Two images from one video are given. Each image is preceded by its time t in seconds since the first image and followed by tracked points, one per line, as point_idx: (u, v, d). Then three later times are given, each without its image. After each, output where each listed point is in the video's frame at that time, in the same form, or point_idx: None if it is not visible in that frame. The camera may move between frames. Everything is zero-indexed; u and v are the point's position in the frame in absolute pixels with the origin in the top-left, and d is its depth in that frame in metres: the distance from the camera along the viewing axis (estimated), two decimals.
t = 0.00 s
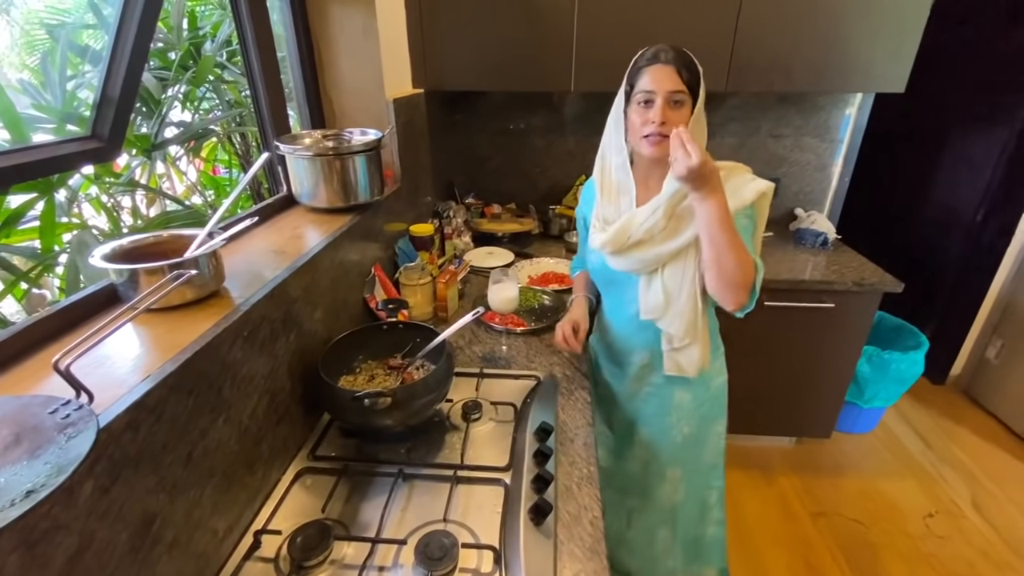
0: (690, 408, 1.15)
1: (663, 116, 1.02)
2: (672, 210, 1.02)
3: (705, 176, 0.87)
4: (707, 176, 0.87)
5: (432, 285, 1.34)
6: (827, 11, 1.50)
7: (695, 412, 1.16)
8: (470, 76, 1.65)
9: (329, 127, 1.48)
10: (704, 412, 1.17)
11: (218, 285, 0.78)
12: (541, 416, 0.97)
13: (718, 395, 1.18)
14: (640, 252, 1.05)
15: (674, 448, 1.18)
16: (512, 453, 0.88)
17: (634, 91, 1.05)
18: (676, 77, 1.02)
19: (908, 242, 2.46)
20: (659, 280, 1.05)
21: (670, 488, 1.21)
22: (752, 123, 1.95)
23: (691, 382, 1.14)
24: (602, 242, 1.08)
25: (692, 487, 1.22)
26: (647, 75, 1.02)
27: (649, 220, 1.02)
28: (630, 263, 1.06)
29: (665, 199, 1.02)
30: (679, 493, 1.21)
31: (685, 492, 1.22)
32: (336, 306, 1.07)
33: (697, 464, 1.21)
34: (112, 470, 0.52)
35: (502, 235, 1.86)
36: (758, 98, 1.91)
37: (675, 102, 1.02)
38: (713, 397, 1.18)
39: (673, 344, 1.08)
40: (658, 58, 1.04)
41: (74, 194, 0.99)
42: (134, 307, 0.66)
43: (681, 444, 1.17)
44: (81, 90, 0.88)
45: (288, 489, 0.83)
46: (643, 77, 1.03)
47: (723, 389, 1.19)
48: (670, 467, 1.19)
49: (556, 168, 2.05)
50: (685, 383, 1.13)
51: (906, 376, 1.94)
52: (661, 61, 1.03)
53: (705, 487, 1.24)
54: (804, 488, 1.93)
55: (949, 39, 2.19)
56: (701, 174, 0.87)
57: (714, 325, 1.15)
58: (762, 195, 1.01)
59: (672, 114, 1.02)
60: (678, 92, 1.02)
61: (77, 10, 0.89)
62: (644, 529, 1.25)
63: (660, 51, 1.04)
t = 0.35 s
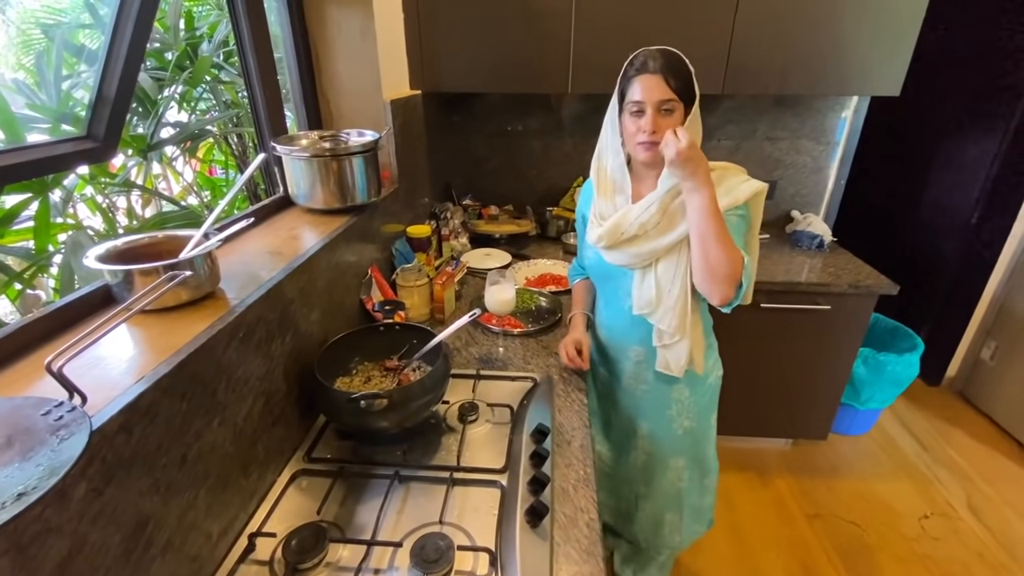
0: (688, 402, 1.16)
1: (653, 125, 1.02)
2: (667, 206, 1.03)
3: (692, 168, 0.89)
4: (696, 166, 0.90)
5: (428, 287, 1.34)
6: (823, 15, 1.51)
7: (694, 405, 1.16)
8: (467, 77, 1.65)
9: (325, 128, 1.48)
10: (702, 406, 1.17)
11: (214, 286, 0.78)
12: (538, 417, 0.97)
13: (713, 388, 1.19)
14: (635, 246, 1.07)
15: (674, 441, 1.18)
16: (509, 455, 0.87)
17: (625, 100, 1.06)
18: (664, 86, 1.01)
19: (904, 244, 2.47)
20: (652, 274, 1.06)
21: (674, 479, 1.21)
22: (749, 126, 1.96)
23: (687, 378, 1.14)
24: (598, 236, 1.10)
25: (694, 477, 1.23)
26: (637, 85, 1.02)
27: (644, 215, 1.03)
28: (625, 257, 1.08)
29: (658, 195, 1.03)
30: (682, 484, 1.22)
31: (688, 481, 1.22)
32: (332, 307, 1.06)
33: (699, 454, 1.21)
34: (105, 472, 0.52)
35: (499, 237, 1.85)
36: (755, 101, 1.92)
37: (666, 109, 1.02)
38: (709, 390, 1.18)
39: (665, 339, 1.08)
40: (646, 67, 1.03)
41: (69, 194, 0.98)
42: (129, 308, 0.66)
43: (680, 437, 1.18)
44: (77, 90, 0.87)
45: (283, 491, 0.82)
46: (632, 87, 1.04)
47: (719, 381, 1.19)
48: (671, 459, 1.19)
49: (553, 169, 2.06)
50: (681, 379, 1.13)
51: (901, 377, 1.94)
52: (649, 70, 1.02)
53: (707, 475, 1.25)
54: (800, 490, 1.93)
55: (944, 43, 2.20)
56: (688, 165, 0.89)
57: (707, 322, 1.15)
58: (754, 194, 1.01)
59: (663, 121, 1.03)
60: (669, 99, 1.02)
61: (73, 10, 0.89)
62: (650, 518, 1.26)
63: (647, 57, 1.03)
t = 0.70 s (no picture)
0: (675, 408, 1.15)
1: (646, 123, 1.02)
2: (650, 212, 1.04)
3: (668, 191, 0.88)
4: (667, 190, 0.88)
5: (426, 288, 1.34)
6: (821, 17, 1.51)
7: (680, 411, 1.16)
8: (465, 79, 1.65)
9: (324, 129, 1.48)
10: (688, 410, 1.17)
11: (211, 286, 0.78)
12: (536, 418, 0.97)
13: (701, 392, 1.18)
14: (617, 250, 1.08)
15: (661, 446, 1.18)
16: (506, 456, 0.87)
17: (618, 97, 1.06)
18: (658, 86, 1.01)
19: (902, 246, 2.48)
20: (633, 279, 1.06)
21: (663, 484, 1.21)
22: (747, 128, 1.96)
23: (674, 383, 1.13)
24: (581, 239, 1.12)
25: (681, 483, 1.22)
26: (630, 83, 1.02)
27: (625, 219, 1.04)
28: (607, 261, 1.09)
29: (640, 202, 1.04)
30: (670, 490, 1.21)
31: (677, 487, 1.22)
32: (330, 308, 1.06)
33: (687, 459, 1.21)
34: (100, 473, 0.52)
35: (497, 238, 1.85)
36: (753, 103, 1.92)
37: (658, 108, 1.03)
38: (696, 395, 1.18)
39: (643, 343, 1.07)
40: (641, 65, 1.02)
41: (66, 194, 0.97)
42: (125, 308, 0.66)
43: (667, 442, 1.17)
44: (75, 90, 0.87)
45: (279, 493, 0.82)
46: (626, 83, 1.04)
47: (707, 386, 1.19)
48: (659, 463, 1.19)
49: (551, 171, 2.06)
50: (666, 384, 1.13)
51: (899, 379, 1.94)
52: (643, 68, 1.02)
53: (695, 479, 1.24)
54: (798, 492, 1.93)
55: (941, 46, 2.21)
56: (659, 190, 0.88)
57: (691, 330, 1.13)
58: (740, 201, 1.00)
59: (654, 119, 1.03)
60: (661, 98, 1.02)
61: (71, 10, 0.88)
62: (639, 521, 1.26)
63: (642, 56, 1.03)
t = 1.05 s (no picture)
0: (670, 412, 1.15)
1: (624, 122, 1.01)
2: (633, 222, 1.03)
3: (646, 202, 0.87)
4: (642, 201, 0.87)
5: (425, 289, 1.34)
6: (819, 20, 1.52)
7: (676, 415, 1.16)
8: (464, 80, 1.66)
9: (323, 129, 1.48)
10: (684, 415, 1.17)
11: (208, 287, 0.78)
12: (534, 420, 0.97)
13: (696, 396, 1.19)
14: (603, 262, 1.08)
15: (657, 451, 1.18)
16: (505, 457, 0.87)
17: (596, 98, 1.06)
18: (635, 86, 1.01)
19: (900, 248, 2.49)
20: (620, 290, 1.06)
21: (659, 487, 1.21)
22: (745, 130, 1.97)
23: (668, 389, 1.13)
24: (566, 252, 1.12)
25: (678, 485, 1.23)
26: (607, 83, 1.03)
27: (608, 231, 1.04)
28: (594, 273, 1.09)
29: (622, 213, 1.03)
30: (666, 493, 1.22)
31: (673, 491, 1.22)
32: (328, 309, 1.06)
33: (683, 463, 1.21)
34: (97, 473, 0.52)
35: (495, 239, 1.85)
36: (751, 105, 1.93)
37: (636, 108, 1.02)
38: (692, 399, 1.18)
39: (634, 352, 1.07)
40: (618, 65, 1.03)
41: (64, 194, 0.98)
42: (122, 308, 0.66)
43: (663, 447, 1.18)
44: (73, 90, 0.87)
45: (277, 494, 0.82)
46: (603, 84, 1.04)
47: (702, 390, 1.19)
48: (655, 467, 1.19)
49: (550, 172, 2.06)
50: (661, 389, 1.13)
51: (897, 381, 1.95)
52: (621, 69, 1.03)
53: (692, 483, 1.25)
54: (795, 493, 1.93)
55: (939, 48, 2.22)
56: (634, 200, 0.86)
57: (686, 334, 1.13)
58: (725, 205, 1.01)
59: (633, 120, 1.02)
60: (639, 99, 1.01)
61: (70, 10, 0.88)
62: (636, 524, 1.27)
63: (620, 61, 1.04)
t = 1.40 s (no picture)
0: (675, 417, 1.15)
1: (627, 122, 1.01)
2: (637, 219, 1.03)
3: (662, 167, 0.89)
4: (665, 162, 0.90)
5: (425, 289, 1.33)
6: (819, 21, 1.52)
7: (680, 420, 1.15)
8: (464, 80, 1.66)
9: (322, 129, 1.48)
10: (688, 420, 1.16)
11: (208, 286, 0.78)
12: (534, 421, 0.97)
13: (701, 401, 1.18)
14: (608, 260, 1.08)
15: (660, 455, 1.17)
16: (505, 458, 0.87)
17: (598, 100, 1.06)
18: (637, 85, 1.01)
19: (900, 249, 2.49)
20: (625, 289, 1.06)
21: (661, 493, 1.20)
22: (744, 131, 1.97)
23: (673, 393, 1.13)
24: (571, 251, 1.13)
25: (681, 492, 1.22)
26: (608, 84, 1.03)
27: (613, 228, 1.04)
28: (598, 271, 1.09)
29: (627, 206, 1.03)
30: (670, 500, 1.21)
31: (676, 496, 1.21)
32: (328, 308, 1.06)
33: (687, 468, 1.21)
34: (96, 473, 0.51)
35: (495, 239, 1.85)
36: (751, 106, 1.93)
37: (639, 107, 1.02)
38: (696, 404, 1.17)
39: (638, 353, 1.06)
40: (618, 66, 1.04)
41: (62, 193, 0.98)
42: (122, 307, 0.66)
43: (667, 451, 1.17)
44: (72, 89, 0.87)
45: (276, 494, 0.81)
46: (603, 86, 1.04)
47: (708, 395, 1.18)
48: (658, 472, 1.19)
49: (550, 172, 2.06)
50: (666, 393, 1.13)
51: (896, 382, 1.95)
52: (622, 69, 1.03)
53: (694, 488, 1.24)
54: (795, 494, 1.93)
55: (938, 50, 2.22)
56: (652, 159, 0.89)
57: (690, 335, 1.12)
58: (729, 202, 1.01)
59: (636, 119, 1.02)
60: (641, 97, 1.01)
61: (70, 9, 0.88)
62: (637, 528, 1.26)
63: (621, 60, 1.04)
